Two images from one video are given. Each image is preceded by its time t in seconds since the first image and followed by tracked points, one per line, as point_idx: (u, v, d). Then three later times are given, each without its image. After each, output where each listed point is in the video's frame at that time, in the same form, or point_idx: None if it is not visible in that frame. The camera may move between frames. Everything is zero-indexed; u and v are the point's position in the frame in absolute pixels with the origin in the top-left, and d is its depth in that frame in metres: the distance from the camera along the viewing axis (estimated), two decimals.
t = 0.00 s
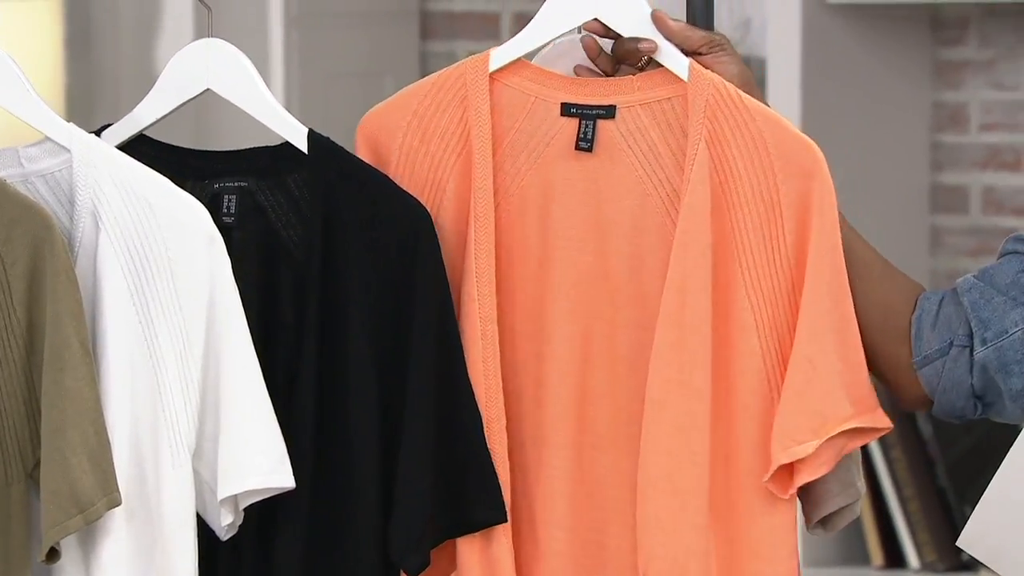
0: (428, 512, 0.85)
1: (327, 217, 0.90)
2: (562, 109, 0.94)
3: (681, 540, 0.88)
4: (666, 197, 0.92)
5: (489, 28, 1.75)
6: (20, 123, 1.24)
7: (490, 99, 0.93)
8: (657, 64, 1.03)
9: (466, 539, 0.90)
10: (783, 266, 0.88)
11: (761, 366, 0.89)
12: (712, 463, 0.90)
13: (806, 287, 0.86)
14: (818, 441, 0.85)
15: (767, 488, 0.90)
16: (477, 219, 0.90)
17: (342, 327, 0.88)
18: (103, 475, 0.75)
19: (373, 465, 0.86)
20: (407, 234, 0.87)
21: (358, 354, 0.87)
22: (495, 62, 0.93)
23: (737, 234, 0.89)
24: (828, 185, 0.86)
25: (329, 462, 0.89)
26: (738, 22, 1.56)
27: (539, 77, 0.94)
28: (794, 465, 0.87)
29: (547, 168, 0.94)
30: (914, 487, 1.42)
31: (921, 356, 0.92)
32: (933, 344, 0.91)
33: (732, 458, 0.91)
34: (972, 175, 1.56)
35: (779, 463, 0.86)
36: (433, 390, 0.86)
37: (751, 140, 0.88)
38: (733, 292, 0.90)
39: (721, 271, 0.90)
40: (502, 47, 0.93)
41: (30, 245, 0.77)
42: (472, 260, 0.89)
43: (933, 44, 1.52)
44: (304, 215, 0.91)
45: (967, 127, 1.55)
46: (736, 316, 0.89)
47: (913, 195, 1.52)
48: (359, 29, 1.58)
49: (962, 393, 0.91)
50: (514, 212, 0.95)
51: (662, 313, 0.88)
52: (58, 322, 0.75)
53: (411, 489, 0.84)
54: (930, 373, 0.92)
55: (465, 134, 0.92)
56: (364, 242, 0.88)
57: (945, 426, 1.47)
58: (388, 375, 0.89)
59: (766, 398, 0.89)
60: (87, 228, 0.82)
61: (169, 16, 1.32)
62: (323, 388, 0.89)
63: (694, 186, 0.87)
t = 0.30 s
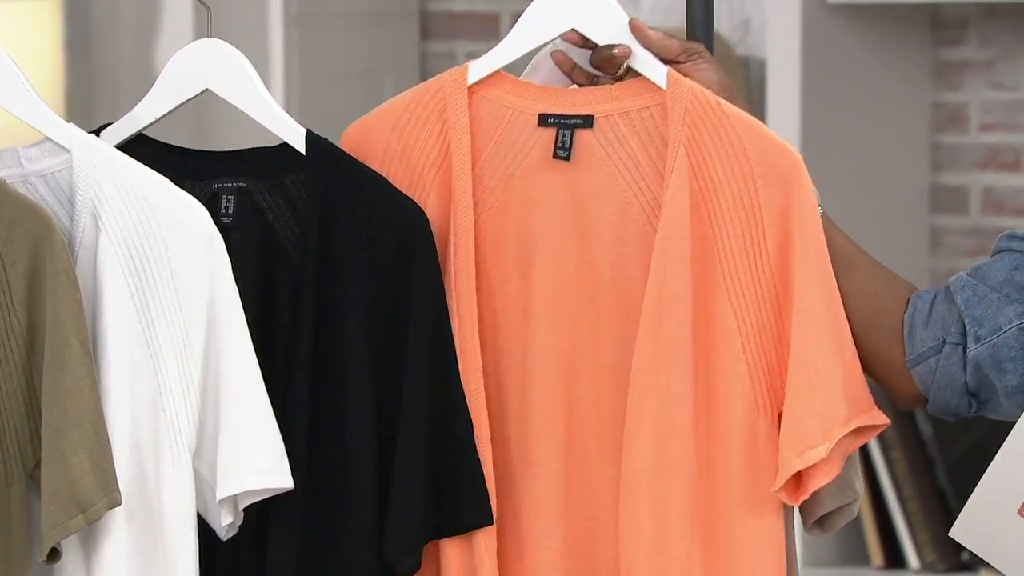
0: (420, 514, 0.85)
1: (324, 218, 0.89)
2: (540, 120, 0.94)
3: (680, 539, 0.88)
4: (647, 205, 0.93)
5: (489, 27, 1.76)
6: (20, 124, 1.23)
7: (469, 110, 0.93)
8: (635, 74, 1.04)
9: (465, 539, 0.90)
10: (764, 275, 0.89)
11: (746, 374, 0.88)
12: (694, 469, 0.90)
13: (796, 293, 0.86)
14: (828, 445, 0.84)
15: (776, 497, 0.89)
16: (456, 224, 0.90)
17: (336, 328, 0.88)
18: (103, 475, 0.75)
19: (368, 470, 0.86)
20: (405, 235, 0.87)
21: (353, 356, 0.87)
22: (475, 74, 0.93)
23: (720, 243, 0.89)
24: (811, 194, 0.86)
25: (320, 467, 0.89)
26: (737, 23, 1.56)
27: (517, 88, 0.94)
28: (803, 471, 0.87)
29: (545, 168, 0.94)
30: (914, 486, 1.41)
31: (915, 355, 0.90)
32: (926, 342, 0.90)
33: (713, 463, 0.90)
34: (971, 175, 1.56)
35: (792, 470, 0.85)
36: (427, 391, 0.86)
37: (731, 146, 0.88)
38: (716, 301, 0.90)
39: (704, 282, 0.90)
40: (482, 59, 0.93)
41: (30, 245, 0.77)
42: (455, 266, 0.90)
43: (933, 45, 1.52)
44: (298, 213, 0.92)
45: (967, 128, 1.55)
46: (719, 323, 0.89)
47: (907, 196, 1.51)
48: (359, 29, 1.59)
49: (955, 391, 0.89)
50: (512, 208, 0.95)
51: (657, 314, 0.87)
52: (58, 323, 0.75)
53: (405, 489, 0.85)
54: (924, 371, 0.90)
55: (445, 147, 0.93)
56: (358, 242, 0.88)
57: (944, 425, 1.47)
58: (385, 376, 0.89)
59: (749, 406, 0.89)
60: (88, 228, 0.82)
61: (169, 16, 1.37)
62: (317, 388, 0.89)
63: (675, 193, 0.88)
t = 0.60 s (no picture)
0: (421, 514, 0.85)
1: (324, 217, 0.89)
2: (536, 127, 0.94)
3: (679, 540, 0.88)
4: (642, 212, 0.93)
5: (490, 26, 1.76)
6: (19, 124, 1.23)
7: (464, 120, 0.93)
8: (629, 79, 1.04)
9: (464, 539, 0.90)
10: (760, 284, 0.88)
11: (742, 383, 0.88)
12: (688, 477, 0.90)
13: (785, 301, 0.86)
14: (809, 449, 0.84)
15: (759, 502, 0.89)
16: (451, 228, 0.91)
17: (339, 324, 0.88)
18: (103, 475, 0.75)
19: (370, 466, 0.86)
20: (404, 234, 0.87)
21: (354, 356, 0.87)
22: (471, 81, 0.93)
23: (716, 251, 0.89)
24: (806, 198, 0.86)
25: (324, 464, 0.89)
26: (737, 23, 1.56)
27: (513, 97, 0.94)
28: (783, 474, 0.86)
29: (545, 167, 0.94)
30: (914, 486, 1.41)
31: (911, 359, 0.89)
32: (922, 346, 0.89)
33: (704, 466, 0.90)
34: (971, 175, 1.56)
35: (774, 471, 0.84)
36: (427, 394, 0.86)
37: (727, 151, 0.89)
38: (711, 308, 0.90)
39: (699, 289, 0.90)
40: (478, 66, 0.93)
41: (30, 245, 0.77)
42: (455, 265, 0.90)
43: (933, 45, 1.52)
44: (301, 211, 0.92)
45: (967, 128, 1.55)
46: (713, 329, 0.89)
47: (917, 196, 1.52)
48: (358, 29, 1.60)
49: (952, 394, 0.88)
50: (511, 207, 0.95)
51: (656, 314, 0.87)
52: (58, 323, 0.75)
53: (408, 490, 0.84)
54: (920, 375, 0.89)
55: (440, 156, 0.93)
56: (358, 240, 0.88)
57: (944, 426, 1.47)
58: (384, 377, 0.89)
59: (744, 412, 0.89)
60: (87, 228, 0.82)
61: (169, 17, 1.37)
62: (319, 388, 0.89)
63: (669, 199, 0.88)
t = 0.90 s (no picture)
0: (428, 514, 0.84)
1: (327, 216, 0.90)
2: (535, 129, 0.94)
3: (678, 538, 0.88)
4: (641, 214, 0.93)
5: (489, 26, 1.76)
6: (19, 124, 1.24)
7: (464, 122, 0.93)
8: (629, 81, 1.04)
9: (464, 539, 0.90)
10: (761, 283, 0.89)
11: (741, 384, 0.88)
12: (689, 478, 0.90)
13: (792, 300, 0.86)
14: (822, 451, 0.84)
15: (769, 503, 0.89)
16: (450, 230, 0.90)
17: (342, 320, 0.88)
18: (102, 475, 0.75)
19: (374, 465, 0.86)
20: (404, 234, 0.87)
21: (356, 356, 0.87)
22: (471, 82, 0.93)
23: (716, 254, 0.89)
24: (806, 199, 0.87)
25: (330, 461, 0.88)
26: (737, 22, 1.56)
27: (512, 98, 0.94)
28: (795, 479, 0.86)
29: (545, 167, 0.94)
30: (914, 486, 1.41)
31: (911, 360, 0.89)
32: (921, 347, 0.89)
33: (709, 465, 0.90)
34: (971, 175, 1.56)
35: (788, 477, 0.84)
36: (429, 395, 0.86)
37: (726, 154, 0.89)
38: (711, 309, 0.89)
39: (699, 290, 0.90)
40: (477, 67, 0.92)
41: (30, 245, 0.77)
42: (455, 265, 0.90)
43: (933, 45, 1.51)
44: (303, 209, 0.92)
45: (967, 127, 1.55)
46: (714, 330, 0.89)
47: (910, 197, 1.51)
48: (358, 30, 1.60)
49: (952, 395, 0.88)
50: (510, 206, 0.94)
51: (655, 311, 0.87)
52: (57, 324, 0.75)
53: (410, 491, 0.84)
54: (920, 376, 0.89)
55: (440, 156, 0.93)
56: (359, 239, 0.88)
57: (943, 426, 1.47)
58: (385, 378, 0.89)
59: (746, 415, 0.88)
60: (86, 228, 0.82)
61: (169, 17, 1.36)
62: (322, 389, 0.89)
63: (669, 200, 0.88)
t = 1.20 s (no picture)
0: (429, 512, 0.84)
1: (327, 219, 0.90)
2: (537, 124, 0.94)
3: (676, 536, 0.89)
4: (641, 211, 0.93)
5: (489, 26, 1.76)
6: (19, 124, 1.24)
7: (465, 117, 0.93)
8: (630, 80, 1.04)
9: (463, 538, 0.90)
10: (759, 282, 0.89)
11: (740, 382, 0.88)
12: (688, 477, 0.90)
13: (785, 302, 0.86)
14: (805, 453, 0.85)
15: (753, 503, 0.89)
16: (450, 228, 0.91)
17: (342, 319, 0.88)
18: (102, 475, 0.75)
19: (374, 465, 0.86)
20: (405, 233, 0.87)
21: (358, 354, 0.87)
22: (473, 78, 0.93)
23: (713, 253, 0.89)
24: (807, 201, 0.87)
25: (329, 459, 0.88)
26: (736, 22, 1.56)
27: (514, 92, 0.94)
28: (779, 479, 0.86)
29: (544, 167, 0.94)
30: (914, 486, 1.41)
31: (909, 359, 0.89)
32: (920, 347, 0.89)
33: (706, 464, 0.90)
34: (971, 175, 1.56)
35: (768, 477, 0.85)
36: (432, 395, 0.85)
37: (727, 153, 0.89)
38: (710, 308, 0.89)
39: (698, 288, 0.90)
40: (479, 62, 0.93)
41: (30, 245, 0.77)
42: (454, 263, 0.90)
43: (933, 45, 1.52)
44: (301, 207, 0.91)
45: (967, 128, 1.55)
46: (713, 329, 0.89)
47: (915, 194, 1.52)
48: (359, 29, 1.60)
49: (950, 395, 0.88)
50: (510, 206, 0.94)
51: (656, 310, 0.87)
52: (57, 323, 0.75)
53: (409, 490, 0.84)
54: (918, 375, 0.89)
55: (440, 151, 0.93)
56: (360, 236, 0.88)
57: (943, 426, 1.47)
58: (385, 377, 0.89)
59: (743, 416, 0.89)
60: (87, 228, 0.82)
61: (170, 17, 1.38)
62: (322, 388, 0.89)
63: (669, 198, 0.88)
